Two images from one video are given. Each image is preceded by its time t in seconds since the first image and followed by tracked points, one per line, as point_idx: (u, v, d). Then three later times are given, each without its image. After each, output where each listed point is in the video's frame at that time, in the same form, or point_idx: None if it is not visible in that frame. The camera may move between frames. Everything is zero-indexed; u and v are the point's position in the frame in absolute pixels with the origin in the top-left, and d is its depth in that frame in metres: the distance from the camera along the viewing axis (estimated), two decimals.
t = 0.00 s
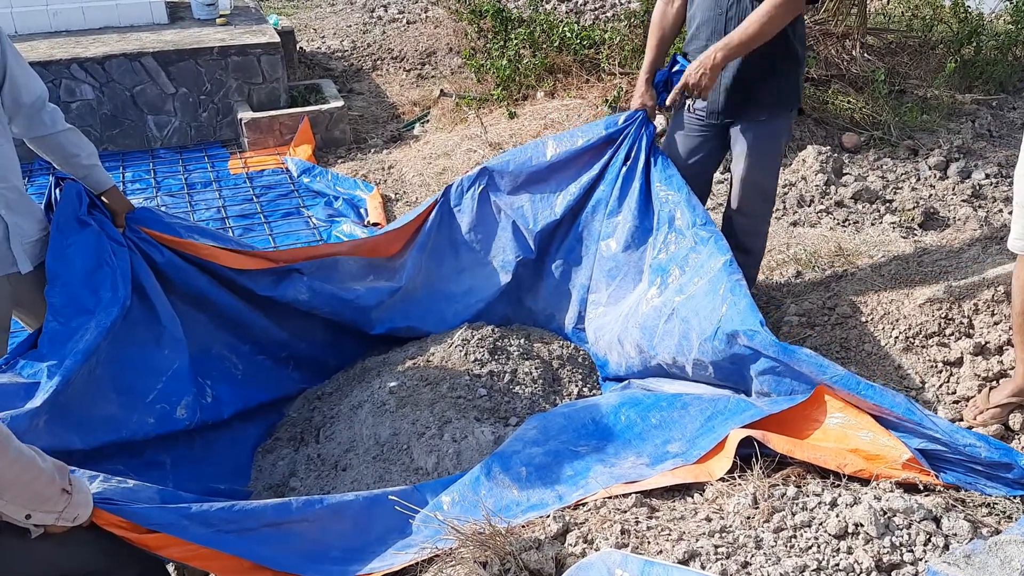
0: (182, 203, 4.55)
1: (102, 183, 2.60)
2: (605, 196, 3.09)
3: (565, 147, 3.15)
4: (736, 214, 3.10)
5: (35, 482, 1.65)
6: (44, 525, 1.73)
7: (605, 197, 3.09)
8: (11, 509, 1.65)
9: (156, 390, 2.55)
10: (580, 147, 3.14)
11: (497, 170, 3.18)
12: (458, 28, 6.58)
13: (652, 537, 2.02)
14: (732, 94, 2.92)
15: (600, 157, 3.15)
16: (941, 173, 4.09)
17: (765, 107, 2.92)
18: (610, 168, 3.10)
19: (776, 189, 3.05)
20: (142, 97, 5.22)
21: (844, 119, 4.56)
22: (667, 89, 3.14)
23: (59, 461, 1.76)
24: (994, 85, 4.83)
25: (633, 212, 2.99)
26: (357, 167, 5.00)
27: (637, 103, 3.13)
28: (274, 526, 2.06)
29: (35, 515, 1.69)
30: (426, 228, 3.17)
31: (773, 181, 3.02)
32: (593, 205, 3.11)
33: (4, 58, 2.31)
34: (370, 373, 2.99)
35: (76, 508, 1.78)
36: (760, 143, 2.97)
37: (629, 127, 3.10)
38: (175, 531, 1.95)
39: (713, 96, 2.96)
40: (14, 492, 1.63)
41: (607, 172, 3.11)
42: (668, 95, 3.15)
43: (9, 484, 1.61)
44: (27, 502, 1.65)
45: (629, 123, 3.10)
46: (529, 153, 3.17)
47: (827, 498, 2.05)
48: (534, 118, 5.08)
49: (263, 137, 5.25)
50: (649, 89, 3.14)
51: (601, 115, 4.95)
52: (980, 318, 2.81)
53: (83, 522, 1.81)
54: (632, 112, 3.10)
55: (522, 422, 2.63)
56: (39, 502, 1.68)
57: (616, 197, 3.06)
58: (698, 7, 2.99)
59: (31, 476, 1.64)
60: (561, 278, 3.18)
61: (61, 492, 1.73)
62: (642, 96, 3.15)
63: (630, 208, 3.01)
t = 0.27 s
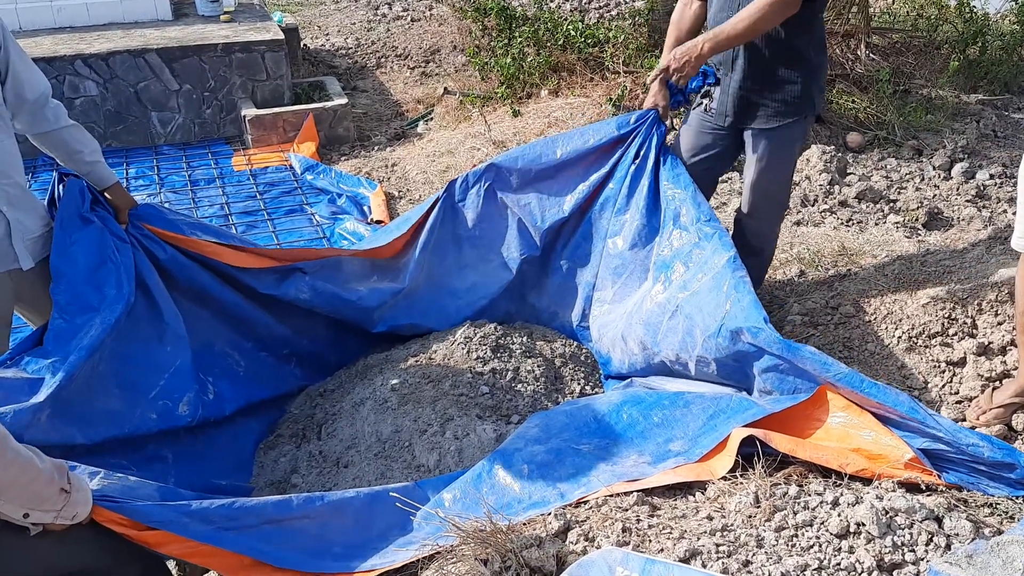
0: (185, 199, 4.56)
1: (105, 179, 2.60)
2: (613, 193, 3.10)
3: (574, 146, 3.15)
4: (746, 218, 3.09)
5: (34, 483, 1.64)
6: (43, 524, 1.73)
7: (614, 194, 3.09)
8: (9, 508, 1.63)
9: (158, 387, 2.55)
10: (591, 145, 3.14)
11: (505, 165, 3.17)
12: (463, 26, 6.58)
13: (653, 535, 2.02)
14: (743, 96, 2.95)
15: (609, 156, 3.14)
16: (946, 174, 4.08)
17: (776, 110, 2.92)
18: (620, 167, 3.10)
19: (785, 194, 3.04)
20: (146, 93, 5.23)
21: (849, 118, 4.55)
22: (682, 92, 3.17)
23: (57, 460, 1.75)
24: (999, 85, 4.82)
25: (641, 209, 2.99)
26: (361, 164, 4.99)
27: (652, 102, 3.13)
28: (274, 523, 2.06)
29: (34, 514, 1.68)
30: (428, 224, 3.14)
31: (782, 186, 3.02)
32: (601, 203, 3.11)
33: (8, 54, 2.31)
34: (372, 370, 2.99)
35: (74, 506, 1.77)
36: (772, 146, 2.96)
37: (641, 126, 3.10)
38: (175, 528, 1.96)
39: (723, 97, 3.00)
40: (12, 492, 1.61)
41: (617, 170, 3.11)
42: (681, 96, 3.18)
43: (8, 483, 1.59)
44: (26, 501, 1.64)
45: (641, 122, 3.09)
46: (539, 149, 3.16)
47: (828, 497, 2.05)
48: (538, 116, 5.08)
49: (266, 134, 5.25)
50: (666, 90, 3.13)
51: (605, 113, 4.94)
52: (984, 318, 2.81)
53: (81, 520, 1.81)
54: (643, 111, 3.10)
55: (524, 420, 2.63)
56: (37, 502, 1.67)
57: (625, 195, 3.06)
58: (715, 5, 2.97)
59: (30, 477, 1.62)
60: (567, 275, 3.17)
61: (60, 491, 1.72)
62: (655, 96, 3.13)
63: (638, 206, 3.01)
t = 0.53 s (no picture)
0: (189, 194, 4.57)
1: (107, 175, 2.61)
2: (617, 189, 3.10)
3: (578, 142, 3.14)
4: (749, 218, 3.09)
5: (35, 473, 1.64)
6: (43, 514, 1.74)
7: (618, 190, 3.10)
8: (11, 498, 1.65)
9: (159, 381, 2.55)
10: (594, 141, 3.14)
11: (508, 162, 3.16)
12: (467, 22, 6.57)
13: (653, 532, 2.01)
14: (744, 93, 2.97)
15: (613, 152, 3.15)
16: (950, 173, 4.07)
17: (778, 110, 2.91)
18: (624, 163, 3.11)
19: (785, 195, 3.02)
20: (150, 89, 5.23)
21: (853, 117, 4.54)
22: (686, 89, 3.28)
23: (60, 451, 1.75)
24: (1004, 84, 4.79)
25: (645, 205, 2.99)
26: (364, 161, 4.99)
27: (656, 98, 3.17)
28: (275, 517, 2.06)
29: (34, 505, 1.69)
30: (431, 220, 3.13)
31: (784, 186, 3.01)
32: (605, 199, 3.12)
33: (11, 50, 2.33)
34: (374, 366, 2.99)
35: (75, 498, 1.77)
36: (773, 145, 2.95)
37: (645, 122, 3.11)
38: (175, 522, 1.95)
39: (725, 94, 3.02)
40: (14, 482, 1.63)
41: (621, 167, 3.12)
42: (686, 94, 3.30)
43: (10, 473, 1.61)
44: (26, 492, 1.65)
45: (645, 118, 3.11)
46: (542, 145, 3.15)
47: (829, 496, 2.04)
48: (541, 113, 5.07)
49: (270, 130, 5.25)
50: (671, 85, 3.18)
51: (609, 110, 4.93)
52: (986, 318, 2.80)
53: (83, 512, 1.81)
54: (648, 107, 3.11)
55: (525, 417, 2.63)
56: (38, 492, 1.68)
57: (628, 191, 3.07)
58: (723, 2, 2.99)
59: (31, 468, 1.63)
60: (570, 273, 3.18)
61: (61, 482, 1.72)
62: (660, 91, 3.18)
63: (642, 203, 3.01)
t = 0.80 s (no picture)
0: (195, 191, 4.58)
1: (111, 171, 2.61)
2: (623, 186, 3.12)
3: (583, 139, 3.15)
4: (750, 215, 3.08)
5: (43, 464, 1.66)
6: (50, 506, 1.75)
7: (623, 188, 3.12)
8: (18, 489, 1.66)
9: (164, 376, 2.56)
10: (599, 138, 3.15)
11: (511, 159, 3.17)
12: (473, 20, 6.57)
13: (656, 529, 2.02)
14: (744, 88, 2.97)
15: (618, 150, 3.16)
16: (956, 172, 4.06)
17: (781, 106, 2.91)
18: (629, 160, 3.12)
19: (785, 196, 3.02)
20: (157, 85, 5.25)
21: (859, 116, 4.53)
22: (691, 86, 3.25)
23: (67, 443, 1.76)
24: (1011, 83, 4.77)
25: (653, 204, 3.00)
26: (370, 158, 5.00)
27: (660, 95, 3.17)
28: (279, 511, 2.08)
29: (41, 496, 1.70)
30: (434, 216, 3.15)
31: (786, 184, 3.00)
32: (610, 197, 3.14)
33: (18, 49, 2.36)
34: (379, 362, 3.00)
35: (82, 491, 1.79)
36: (775, 143, 2.95)
37: (650, 119, 3.12)
38: (180, 514, 1.97)
39: (725, 89, 3.03)
40: (22, 473, 1.64)
41: (626, 164, 3.13)
42: (691, 92, 3.26)
43: (18, 464, 1.62)
44: (33, 483, 1.67)
45: (650, 115, 3.12)
46: (546, 142, 3.16)
47: (832, 494, 2.05)
48: (547, 111, 5.08)
49: (276, 127, 5.27)
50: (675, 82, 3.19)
51: (615, 108, 4.94)
52: (991, 317, 2.79)
53: (88, 504, 1.83)
54: (653, 104, 3.13)
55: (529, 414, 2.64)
56: (45, 483, 1.69)
57: (633, 189, 3.09)
58: None
59: (39, 459, 1.65)
60: (574, 271, 3.19)
61: (68, 474, 1.74)
62: (665, 89, 3.18)
63: (647, 201, 3.03)
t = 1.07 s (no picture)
0: (201, 186, 4.59)
1: (116, 165, 2.63)
2: (628, 185, 3.12)
3: (590, 137, 3.15)
4: (757, 217, 3.08)
5: (45, 456, 1.67)
6: (53, 498, 1.76)
7: (628, 186, 3.12)
8: (21, 480, 1.68)
9: (168, 370, 2.57)
10: (605, 137, 3.15)
11: (518, 157, 3.18)
12: (480, 17, 6.56)
13: (658, 527, 2.02)
14: (754, 87, 2.95)
15: (623, 149, 3.16)
16: (963, 172, 4.05)
17: (792, 105, 2.91)
18: (635, 159, 3.12)
19: (794, 195, 3.02)
20: (163, 81, 5.26)
21: (866, 114, 4.52)
22: (697, 84, 3.18)
23: (70, 435, 1.77)
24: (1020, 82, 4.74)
25: (659, 203, 3.01)
26: (375, 154, 5.01)
27: (666, 95, 3.15)
28: (282, 506, 2.08)
29: (44, 487, 1.72)
30: (441, 211, 3.17)
31: (793, 188, 3.01)
32: (616, 195, 3.14)
33: (20, 44, 2.36)
34: (382, 358, 3.00)
35: (85, 482, 1.79)
36: (783, 143, 2.95)
37: (656, 118, 3.11)
38: (183, 508, 1.96)
39: (733, 89, 3.00)
40: (24, 465, 1.66)
41: (631, 163, 3.13)
42: (698, 91, 3.20)
43: (21, 457, 1.63)
44: (36, 475, 1.68)
45: (656, 114, 3.11)
46: (552, 142, 3.16)
47: (835, 493, 2.05)
48: (552, 109, 5.08)
49: (282, 123, 5.27)
50: (682, 81, 3.16)
51: (620, 106, 4.93)
52: (996, 317, 2.78)
53: (92, 496, 1.84)
54: (658, 103, 3.12)
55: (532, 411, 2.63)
56: (47, 474, 1.70)
57: (639, 187, 3.08)
58: None
59: (41, 451, 1.66)
60: (579, 268, 3.19)
61: (70, 466, 1.75)
62: (671, 87, 3.16)
63: (655, 201, 3.02)
